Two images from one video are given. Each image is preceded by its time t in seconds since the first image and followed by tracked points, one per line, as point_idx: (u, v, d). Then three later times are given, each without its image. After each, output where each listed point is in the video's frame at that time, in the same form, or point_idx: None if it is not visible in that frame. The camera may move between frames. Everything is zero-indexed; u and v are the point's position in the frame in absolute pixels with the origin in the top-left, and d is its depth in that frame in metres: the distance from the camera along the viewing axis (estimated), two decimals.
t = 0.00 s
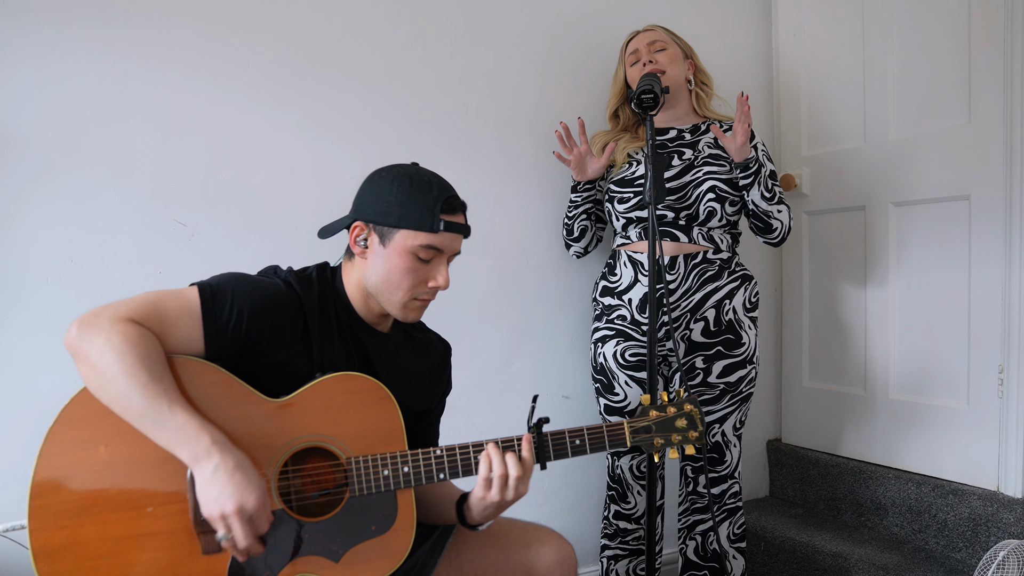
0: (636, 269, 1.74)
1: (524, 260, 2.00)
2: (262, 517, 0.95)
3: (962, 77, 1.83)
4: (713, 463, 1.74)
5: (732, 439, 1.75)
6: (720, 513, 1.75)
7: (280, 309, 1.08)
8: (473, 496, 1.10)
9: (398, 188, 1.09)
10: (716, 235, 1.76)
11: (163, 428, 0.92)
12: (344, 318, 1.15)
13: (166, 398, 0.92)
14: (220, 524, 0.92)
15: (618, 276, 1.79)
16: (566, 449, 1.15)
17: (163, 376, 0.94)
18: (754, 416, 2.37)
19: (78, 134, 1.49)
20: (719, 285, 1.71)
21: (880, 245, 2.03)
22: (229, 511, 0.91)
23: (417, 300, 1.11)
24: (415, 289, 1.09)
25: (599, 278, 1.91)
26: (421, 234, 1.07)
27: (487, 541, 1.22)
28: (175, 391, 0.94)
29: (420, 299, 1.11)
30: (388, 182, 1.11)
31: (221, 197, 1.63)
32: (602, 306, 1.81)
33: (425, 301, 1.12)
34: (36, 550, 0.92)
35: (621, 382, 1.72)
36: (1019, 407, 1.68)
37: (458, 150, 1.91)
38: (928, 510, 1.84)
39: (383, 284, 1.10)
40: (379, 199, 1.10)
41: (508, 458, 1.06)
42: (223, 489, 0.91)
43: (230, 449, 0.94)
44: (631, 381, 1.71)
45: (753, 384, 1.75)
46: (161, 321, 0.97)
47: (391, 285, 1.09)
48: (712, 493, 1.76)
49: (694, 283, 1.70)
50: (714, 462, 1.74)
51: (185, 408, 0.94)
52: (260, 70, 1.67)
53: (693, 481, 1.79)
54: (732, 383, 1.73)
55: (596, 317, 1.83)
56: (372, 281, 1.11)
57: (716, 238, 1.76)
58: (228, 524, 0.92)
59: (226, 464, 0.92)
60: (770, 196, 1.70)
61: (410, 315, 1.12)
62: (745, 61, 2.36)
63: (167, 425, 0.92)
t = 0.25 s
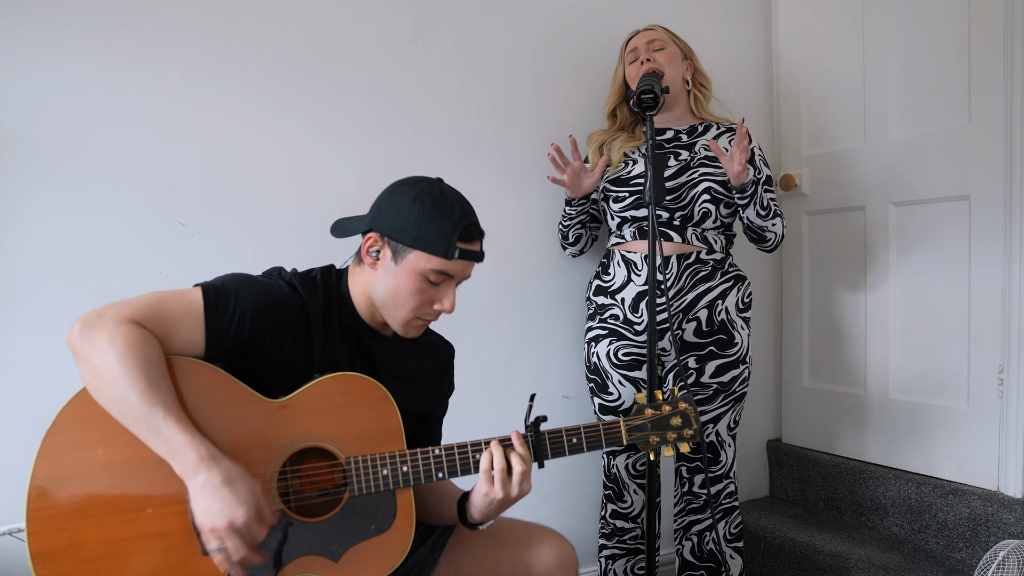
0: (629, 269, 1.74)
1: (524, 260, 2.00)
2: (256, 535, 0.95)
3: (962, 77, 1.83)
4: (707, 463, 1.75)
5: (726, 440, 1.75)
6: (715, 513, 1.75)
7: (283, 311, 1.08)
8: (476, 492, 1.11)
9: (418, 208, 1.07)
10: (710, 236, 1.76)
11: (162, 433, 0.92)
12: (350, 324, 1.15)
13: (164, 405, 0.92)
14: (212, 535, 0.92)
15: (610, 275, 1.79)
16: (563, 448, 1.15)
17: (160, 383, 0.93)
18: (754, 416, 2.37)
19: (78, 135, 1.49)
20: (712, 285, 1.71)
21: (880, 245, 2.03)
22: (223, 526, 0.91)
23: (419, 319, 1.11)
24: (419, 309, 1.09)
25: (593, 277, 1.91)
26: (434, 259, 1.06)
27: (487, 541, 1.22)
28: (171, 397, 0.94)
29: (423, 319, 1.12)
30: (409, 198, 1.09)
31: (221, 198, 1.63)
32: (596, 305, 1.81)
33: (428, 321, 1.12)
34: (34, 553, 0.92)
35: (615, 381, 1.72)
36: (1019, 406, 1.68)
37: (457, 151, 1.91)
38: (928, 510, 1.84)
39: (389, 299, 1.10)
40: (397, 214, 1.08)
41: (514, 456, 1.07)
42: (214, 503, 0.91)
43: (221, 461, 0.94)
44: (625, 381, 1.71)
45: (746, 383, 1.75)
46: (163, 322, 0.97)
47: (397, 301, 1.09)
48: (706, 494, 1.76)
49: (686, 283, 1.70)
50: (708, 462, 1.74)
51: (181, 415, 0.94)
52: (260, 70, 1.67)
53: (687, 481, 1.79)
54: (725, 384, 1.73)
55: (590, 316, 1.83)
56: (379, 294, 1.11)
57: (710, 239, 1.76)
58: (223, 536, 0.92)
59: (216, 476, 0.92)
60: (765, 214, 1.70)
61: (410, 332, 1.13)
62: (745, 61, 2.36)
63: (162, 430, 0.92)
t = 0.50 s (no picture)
0: (623, 269, 1.74)
1: (524, 260, 2.00)
2: (274, 517, 0.96)
3: (962, 77, 1.84)
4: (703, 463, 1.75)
5: (722, 439, 1.76)
6: (712, 512, 1.75)
7: (282, 310, 1.07)
8: (475, 488, 1.12)
9: (415, 202, 1.08)
10: (705, 238, 1.76)
11: (158, 431, 0.92)
12: (350, 320, 1.14)
13: (160, 402, 0.92)
14: (229, 527, 0.92)
15: (605, 275, 1.79)
16: (563, 445, 1.15)
17: (158, 380, 0.93)
18: (754, 416, 2.37)
19: (78, 135, 1.49)
20: (706, 285, 1.72)
21: (880, 245, 2.03)
22: (234, 519, 0.90)
23: (421, 312, 1.11)
24: (421, 302, 1.10)
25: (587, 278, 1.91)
26: (434, 251, 1.06)
27: (487, 541, 1.22)
28: (168, 394, 0.94)
29: (425, 312, 1.12)
30: (406, 192, 1.09)
31: (221, 198, 1.63)
32: (590, 305, 1.81)
33: (430, 314, 1.12)
34: (34, 554, 0.92)
35: (610, 381, 1.73)
36: (1019, 406, 1.68)
37: (458, 151, 1.91)
38: (928, 510, 1.84)
39: (389, 294, 1.10)
40: (395, 208, 1.09)
41: (511, 453, 1.07)
42: (221, 498, 0.90)
43: (218, 455, 0.93)
44: (620, 380, 1.71)
45: (740, 383, 1.75)
46: (161, 322, 0.97)
47: (398, 296, 1.09)
48: (703, 494, 1.76)
49: (680, 284, 1.70)
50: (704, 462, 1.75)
51: (178, 412, 0.94)
52: (260, 70, 1.67)
53: (683, 481, 1.79)
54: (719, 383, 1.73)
55: (584, 315, 1.83)
56: (380, 289, 1.11)
57: (705, 240, 1.76)
58: (240, 527, 0.92)
59: (215, 471, 0.91)
60: (762, 226, 1.72)
61: (412, 326, 1.12)
62: (745, 62, 2.37)
63: (159, 428, 0.92)
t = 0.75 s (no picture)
0: (619, 269, 1.75)
1: (524, 260, 2.00)
2: (281, 503, 0.98)
3: (962, 77, 1.83)
4: (700, 462, 1.76)
5: (718, 438, 1.76)
6: (709, 512, 1.76)
7: (278, 311, 1.08)
8: (471, 488, 1.12)
9: (406, 196, 1.09)
10: (701, 239, 1.76)
11: (158, 430, 0.92)
12: (345, 320, 1.14)
13: (159, 402, 0.93)
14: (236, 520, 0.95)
15: (601, 275, 1.79)
16: (560, 444, 1.15)
17: (157, 380, 0.94)
18: (753, 416, 2.37)
19: (78, 135, 1.50)
20: (702, 286, 1.71)
21: (880, 245, 2.03)
22: (241, 512, 0.93)
23: (419, 307, 1.11)
24: (417, 296, 1.10)
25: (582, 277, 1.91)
26: (427, 243, 1.07)
27: (486, 541, 1.22)
28: (167, 394, 0.94)
29: (422, 306, 1.12)
30: (397, 187, 1.10)
31: (221, 198, 1.63)
32: (586, 305, 1.81)
33: (427, 309, 1.12)
34: (31, 556, 0.92)
35: (606, 380, 1.72)
36: (1019, 406, 1.68)
37: (457, 150, 1.91)
38: (928, 510, 1.83)
39: (386, 289, 1.09)
40: (387, 204, 1.09)
41: (506, 452, 1.07)
42: (226, 494, 0.92)
43: (220, 453, 0.94)
44: (616, 380, 1.71)
45: (736, 383, 1.76)
46: (157, 323, 0.98)
47: (394, 291, 1.09)
48: (700, 494, 1.77)
49: (676, 284, 1.70)
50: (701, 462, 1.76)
51: (178, 412, 0.94)
52: (260, 70, 1.67)
53: (680, 481, 1.79)
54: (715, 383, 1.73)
55: (579, 315, 1.83)
56: (375, 286, 1.10)
57: (701, 242, 1.76)
58: (247, 518, 0.94)
59: (218, 468, 0.92)
60: (759, 228, 1.72)
61: (410, 321, 1.12)
62: (746, 61, 2.36)
63: (159, 428, 0.92)
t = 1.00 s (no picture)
0: (616, 269, 1.75)
1: (524, 260, 2.00)
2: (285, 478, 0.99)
3: (962, 77, 1.83)
4: (697, 462, 1.77)
5: (715, 438, 1.77)
6: (707, 511, 1.76)
7: (276, 311, 1.08)
8: (470, 486, 1.12)
9: (406, 198, 1.08)
10: (697, 239, 1.76)
11: (150, 433, 0.92)
12: (343, 318, 1.14)
13: (151, 405, 0.92)
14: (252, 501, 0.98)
15: (598, 275, 1.79)
16: (559, 441, 1.15)
17: (150, 382, 0.94)
18: (753, 416, 2.37)
19: (78, 135, 1.50)
20: (698, 286, 1.72)
21: (880, 245, 2.03)
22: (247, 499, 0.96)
23: (417, 309, 1.11)
24: (416, 298, 1.10)
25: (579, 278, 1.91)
26: (427, 246, 1.07)
27: (485, 540, 1.22)
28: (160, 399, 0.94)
29: (420, 308, 1.12)
30: (397, 189, 1.10)
31: (221, 198, 1.63)
32: (582, 305, 1.81)
33: (425, 310, 1.12)
34: (31, 557, 0.92)
35: (603, 381, 1.72)
36: (1019, 406, 1.68)
37: (458, 150, 1.91)
38: (928, 510, 1.83)
39: (385, 291, 1.10)
40: (387, 206, 1.09)
41: (505, 450, 1.06)
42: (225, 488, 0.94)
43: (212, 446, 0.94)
44: (613, 380, 1.71)
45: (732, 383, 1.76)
46: (154, 324, 0.97)
47: (393, 293, 1.09)
48: (698, 493, 1.77)
49: (672, 284, 1.70)
50: (699, 462, 1.76)
51: (170, 416, 0.94)
52: (260, 70, 1.67)
53: (678, 481, 1.80)
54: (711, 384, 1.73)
55: (575, 315, 1.83)
56: (374, 288, 1.10)
57: (697, 241, 1.76)
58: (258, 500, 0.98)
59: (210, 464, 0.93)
60: (751, 226, 1.71)
61: (409, 323, 1.13)
62: (746, 61, 2.36)
63: (151, 430, 0.92)
